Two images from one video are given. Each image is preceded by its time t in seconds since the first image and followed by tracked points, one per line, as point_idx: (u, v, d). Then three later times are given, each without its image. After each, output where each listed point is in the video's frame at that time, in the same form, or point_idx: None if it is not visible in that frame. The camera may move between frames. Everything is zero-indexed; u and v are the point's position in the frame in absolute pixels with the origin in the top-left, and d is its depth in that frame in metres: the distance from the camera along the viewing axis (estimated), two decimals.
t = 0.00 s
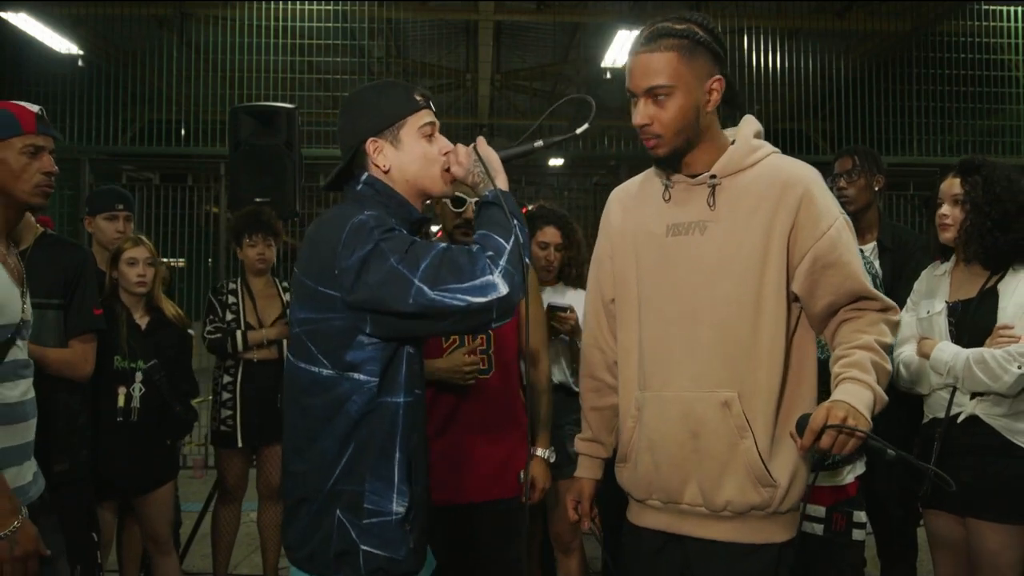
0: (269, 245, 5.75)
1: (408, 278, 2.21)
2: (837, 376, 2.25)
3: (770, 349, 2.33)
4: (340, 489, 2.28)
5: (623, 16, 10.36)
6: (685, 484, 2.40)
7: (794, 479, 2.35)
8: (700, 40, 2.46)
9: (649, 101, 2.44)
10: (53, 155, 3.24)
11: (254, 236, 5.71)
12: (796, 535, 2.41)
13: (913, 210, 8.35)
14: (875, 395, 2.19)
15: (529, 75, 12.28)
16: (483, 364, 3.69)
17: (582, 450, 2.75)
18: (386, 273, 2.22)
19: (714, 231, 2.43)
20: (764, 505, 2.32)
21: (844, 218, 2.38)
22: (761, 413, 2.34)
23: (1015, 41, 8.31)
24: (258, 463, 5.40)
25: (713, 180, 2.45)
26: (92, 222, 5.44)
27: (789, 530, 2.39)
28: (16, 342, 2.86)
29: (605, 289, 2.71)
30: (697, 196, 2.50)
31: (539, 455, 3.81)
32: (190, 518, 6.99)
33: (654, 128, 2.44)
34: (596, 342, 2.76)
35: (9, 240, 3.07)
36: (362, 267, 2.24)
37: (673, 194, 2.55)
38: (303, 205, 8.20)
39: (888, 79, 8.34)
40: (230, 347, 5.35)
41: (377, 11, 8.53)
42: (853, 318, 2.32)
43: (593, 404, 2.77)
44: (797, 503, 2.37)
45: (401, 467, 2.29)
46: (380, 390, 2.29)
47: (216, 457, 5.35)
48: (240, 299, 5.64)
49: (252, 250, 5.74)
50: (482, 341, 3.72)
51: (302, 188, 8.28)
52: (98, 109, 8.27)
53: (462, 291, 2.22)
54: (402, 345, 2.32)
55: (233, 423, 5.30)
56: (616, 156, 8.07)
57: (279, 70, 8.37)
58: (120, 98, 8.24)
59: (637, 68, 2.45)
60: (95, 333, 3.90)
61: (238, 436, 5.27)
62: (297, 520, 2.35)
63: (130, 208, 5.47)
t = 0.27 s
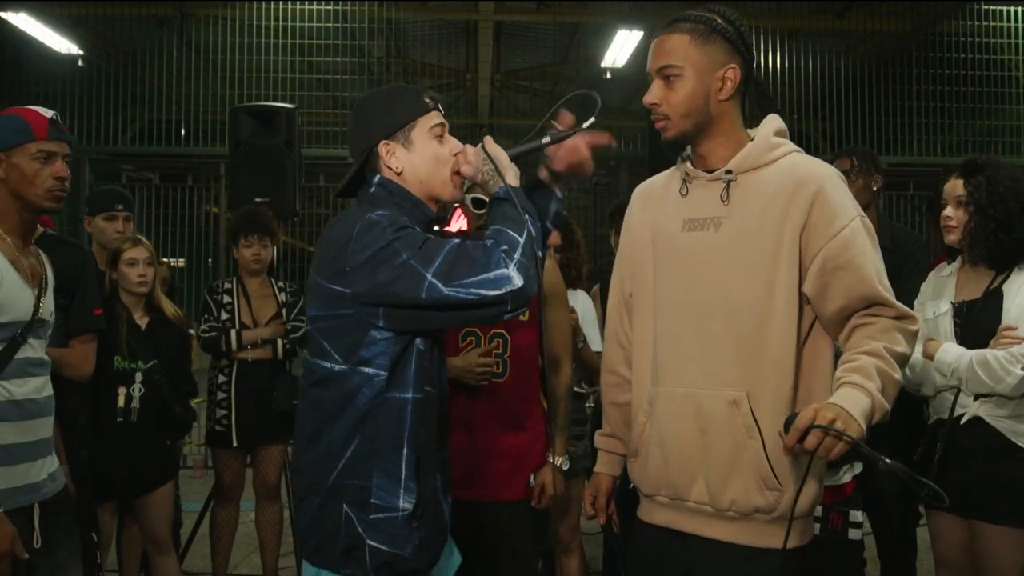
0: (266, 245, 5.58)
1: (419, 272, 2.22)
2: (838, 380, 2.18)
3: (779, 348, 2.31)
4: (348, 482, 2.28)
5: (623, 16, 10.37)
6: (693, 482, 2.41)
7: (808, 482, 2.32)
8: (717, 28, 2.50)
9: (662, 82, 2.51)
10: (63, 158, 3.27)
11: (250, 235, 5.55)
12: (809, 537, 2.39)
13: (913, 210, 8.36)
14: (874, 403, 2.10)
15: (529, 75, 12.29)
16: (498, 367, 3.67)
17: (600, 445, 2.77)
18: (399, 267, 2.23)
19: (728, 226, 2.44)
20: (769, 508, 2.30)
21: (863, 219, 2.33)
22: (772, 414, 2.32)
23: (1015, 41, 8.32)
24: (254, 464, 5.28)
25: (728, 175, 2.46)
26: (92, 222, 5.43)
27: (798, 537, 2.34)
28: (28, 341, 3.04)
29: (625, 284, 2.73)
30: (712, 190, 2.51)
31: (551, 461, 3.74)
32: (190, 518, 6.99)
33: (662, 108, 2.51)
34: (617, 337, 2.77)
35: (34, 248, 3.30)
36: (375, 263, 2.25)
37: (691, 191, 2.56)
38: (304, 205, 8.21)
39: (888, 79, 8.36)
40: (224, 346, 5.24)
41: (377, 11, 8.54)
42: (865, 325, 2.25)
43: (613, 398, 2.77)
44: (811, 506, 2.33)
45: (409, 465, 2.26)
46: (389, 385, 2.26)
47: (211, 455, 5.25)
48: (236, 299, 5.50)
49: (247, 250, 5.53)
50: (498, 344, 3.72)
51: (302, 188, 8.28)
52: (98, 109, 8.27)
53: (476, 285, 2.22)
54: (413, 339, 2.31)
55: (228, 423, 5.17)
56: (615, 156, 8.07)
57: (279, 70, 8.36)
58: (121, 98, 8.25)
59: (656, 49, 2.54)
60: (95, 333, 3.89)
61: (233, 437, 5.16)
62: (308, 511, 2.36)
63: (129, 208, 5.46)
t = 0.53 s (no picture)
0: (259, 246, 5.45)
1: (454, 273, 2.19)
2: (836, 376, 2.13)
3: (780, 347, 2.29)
4: (395, 481, 2.23)
5: (623, 16, 10.38)
6: (695, 477, 2.40)
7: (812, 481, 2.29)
8: (728, 26, 2.50)
9: (671, 76, 2.52)
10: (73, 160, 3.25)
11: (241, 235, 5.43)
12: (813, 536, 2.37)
13: (913, 210, 8.37)
14: (872, 397, 2.06)
15: (529, 75, 12.30)
16: (500, 365, 3.69)
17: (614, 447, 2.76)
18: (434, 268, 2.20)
19: (732, 225, 2.44)
20: (767, 506, 2.28)
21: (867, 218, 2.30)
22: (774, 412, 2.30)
23: (1015, 41, 8.32)
24: (251, 465, 5.24)
25: (732, 174, 2.47)
26: (91, 221, 5.42)
27: (796, 536, 2.31)
28: (30, 340, 3.03)
29: (636, 282, 2.75)
30: (717, 188, 2.52)
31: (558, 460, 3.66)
32: (190, 518, 6.98)
33: (670, 101, 2.52)
34: (627, 335, 2.78)
35: (53, 247, 3.30)
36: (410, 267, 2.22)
37: (697, 190, 2.56)
38: (304, 205, 8.21)
39: (888, 79, 8.37)
40: (216, 345, 5.23)
41: (377, 11, 8.54)
42: (867, 323, 2.21)
43: (622, 396, 2.78)
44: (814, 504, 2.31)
45: (453, 462, 2.22)
46: (432, 385, 2.23)
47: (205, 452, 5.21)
48: (228, 299, 5.42)
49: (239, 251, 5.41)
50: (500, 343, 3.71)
51: (302, 188, 8.28)
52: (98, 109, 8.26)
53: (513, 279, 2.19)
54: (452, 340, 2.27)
55: (222, 423, 5.13)
56: (615, 156, 8.08)
57: (279, 70, 8.36)
58: (120, 97, 8.24)
59: (668, 46, 2.55)
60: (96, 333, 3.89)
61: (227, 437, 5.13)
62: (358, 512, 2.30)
63: (129, 208, 5.45)
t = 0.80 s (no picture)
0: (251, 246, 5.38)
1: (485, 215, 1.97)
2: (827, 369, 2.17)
3: (775, 342, 2.30)
4: (462, 441, 1.99)
5: (623, 16, 10.38)
6: (690, 471, 2.40)
7: (805, 475, 2.30)
8: (732, 32, 2.54)
9: (675, 76, 2.55)
10: (79, 162, 3.25)
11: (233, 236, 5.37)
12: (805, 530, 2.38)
13: (913, 210, 8.38)
14: (862, 390, 2.09)
15: (529, 75, 12.30)
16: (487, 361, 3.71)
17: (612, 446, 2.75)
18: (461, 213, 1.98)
19: (728, 223, 2.43)
20: (761, 498, 2.29)
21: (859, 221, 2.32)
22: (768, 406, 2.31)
23: (1015, 41, 8.32)
24: (243, 464, 5.26)
25: (730, 175, 2.46)
26: (90, 222, 5.43)
27: (789, 530, 2.32)
28: (27, 340, 3.01)
29: (632, 283, 2.74)
30: (713, 189, 2.51)
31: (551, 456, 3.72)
32: (190, 518, 6.98)
33: (672, 100, 2.54)
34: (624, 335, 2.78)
35: (66, 248, 3.25)
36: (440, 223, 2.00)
37: (695, 190, 2.55)
38: (304, 205, 8.22)
39: (888, 79, 8.37)
40: (210, 345, 5.20)
41: (377, 11, 8.55)
42: (857, 322, 2.24)
43: (621, 395, 2.77)
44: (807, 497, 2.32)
45: (513, 418, 2.00)
46: (484, 344, 2.01)
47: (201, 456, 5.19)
48: (221, 299, 5.42)
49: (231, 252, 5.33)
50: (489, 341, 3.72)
51: (303, 188, 8.28)
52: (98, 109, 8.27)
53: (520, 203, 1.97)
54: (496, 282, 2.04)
55: (216, 423, 5.13)
56: (615, 156, 8.08)
57: (279, 70, 8.36)
58: (121, 98, 8.25)
59: (673, 48, 2.58)
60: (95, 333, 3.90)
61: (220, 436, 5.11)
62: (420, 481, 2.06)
63: (128, 208, 5.45)
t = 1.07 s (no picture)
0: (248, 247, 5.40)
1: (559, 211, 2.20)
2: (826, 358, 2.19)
3: (782, 340, 2.30)
4: (480, 414, 2.22)
5: (624, 16, 10.38)
6: (696, 465, 2.39)
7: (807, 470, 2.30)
8: (736, 40, 2.54)
9: (681, 80, 2.54)
10: (80, 163, 3.25)
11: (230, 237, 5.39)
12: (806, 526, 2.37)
13: (913, 210, 8.38)
14: (860, 379, 2.11)
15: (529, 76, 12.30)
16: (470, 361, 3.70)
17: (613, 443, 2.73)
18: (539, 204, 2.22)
19: (732, 223, 2.43)
20: (765, 491, 2.28)
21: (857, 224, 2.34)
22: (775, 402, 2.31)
23: (1015, 41, 8.33)
24: (240, 465, 5.25)
25: (733, 179, 2.46)
26: (90, 222, 5.42)
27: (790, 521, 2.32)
28: (27, 340, 3.01)
29: (632, 283, 2.72)
30: (717, 190, 2.51)
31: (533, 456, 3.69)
32: (190, 518, 6.98)
33: (678, 103, 2.54)
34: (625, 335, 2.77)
35: (66, 249, 3.25)
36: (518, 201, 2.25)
37: (698, 192, 2.55)
38: (304, 205, 8.22)
39: (888, 79, 8.37)
40: (208, 347, 5.23)
41: (377, 11, 8.54)
42: (854, 319, 2.26)
43: (621, 393, 2.71)
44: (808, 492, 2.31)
45: (537, 402, 2.24)
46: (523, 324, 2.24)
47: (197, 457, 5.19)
48: (217, 300, 5.42)
49: (227, 252, 5.36)
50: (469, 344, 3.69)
51: (303, 187, 8.29)
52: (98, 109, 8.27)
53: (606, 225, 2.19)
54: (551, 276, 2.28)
55: (211, 424, 5.11)
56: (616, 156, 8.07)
57: (279, 70, 8.36)
58: (121, 98, 8.26)
59: (680, 54, 2.58)
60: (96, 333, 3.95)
61: (216, 437, 5.10)
62: (429, 449, 2.30)
63: (128, 207, 5.44)
